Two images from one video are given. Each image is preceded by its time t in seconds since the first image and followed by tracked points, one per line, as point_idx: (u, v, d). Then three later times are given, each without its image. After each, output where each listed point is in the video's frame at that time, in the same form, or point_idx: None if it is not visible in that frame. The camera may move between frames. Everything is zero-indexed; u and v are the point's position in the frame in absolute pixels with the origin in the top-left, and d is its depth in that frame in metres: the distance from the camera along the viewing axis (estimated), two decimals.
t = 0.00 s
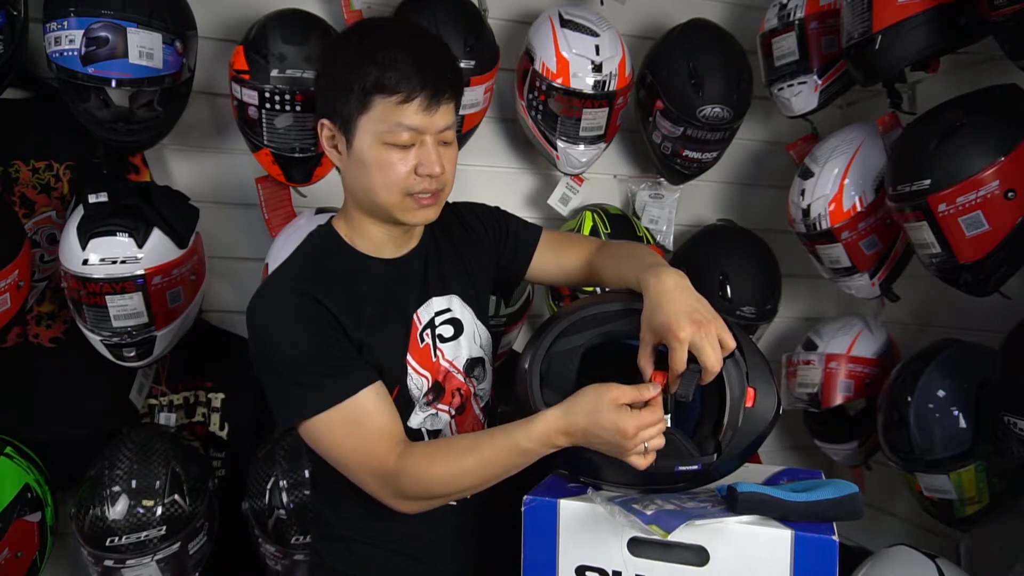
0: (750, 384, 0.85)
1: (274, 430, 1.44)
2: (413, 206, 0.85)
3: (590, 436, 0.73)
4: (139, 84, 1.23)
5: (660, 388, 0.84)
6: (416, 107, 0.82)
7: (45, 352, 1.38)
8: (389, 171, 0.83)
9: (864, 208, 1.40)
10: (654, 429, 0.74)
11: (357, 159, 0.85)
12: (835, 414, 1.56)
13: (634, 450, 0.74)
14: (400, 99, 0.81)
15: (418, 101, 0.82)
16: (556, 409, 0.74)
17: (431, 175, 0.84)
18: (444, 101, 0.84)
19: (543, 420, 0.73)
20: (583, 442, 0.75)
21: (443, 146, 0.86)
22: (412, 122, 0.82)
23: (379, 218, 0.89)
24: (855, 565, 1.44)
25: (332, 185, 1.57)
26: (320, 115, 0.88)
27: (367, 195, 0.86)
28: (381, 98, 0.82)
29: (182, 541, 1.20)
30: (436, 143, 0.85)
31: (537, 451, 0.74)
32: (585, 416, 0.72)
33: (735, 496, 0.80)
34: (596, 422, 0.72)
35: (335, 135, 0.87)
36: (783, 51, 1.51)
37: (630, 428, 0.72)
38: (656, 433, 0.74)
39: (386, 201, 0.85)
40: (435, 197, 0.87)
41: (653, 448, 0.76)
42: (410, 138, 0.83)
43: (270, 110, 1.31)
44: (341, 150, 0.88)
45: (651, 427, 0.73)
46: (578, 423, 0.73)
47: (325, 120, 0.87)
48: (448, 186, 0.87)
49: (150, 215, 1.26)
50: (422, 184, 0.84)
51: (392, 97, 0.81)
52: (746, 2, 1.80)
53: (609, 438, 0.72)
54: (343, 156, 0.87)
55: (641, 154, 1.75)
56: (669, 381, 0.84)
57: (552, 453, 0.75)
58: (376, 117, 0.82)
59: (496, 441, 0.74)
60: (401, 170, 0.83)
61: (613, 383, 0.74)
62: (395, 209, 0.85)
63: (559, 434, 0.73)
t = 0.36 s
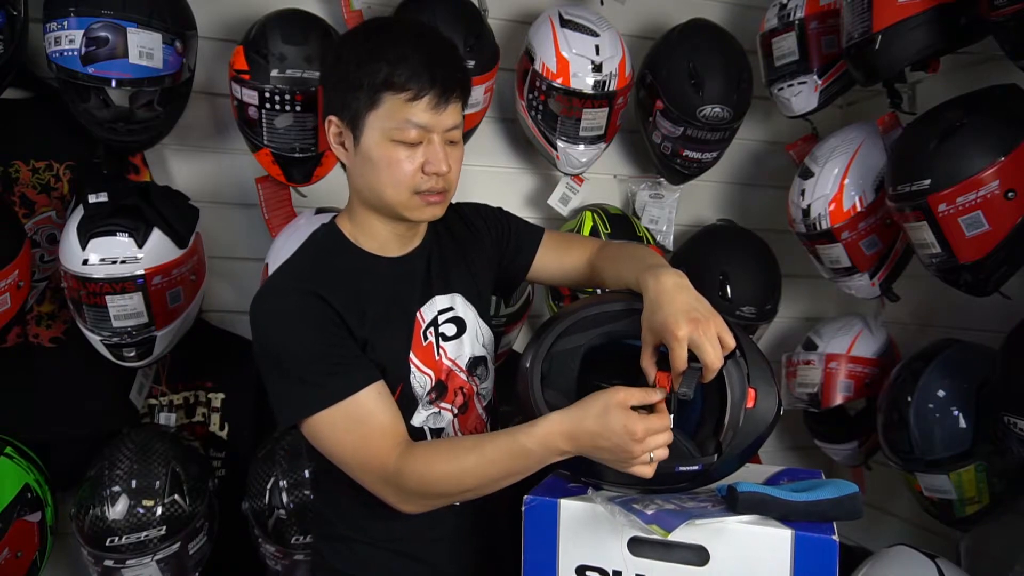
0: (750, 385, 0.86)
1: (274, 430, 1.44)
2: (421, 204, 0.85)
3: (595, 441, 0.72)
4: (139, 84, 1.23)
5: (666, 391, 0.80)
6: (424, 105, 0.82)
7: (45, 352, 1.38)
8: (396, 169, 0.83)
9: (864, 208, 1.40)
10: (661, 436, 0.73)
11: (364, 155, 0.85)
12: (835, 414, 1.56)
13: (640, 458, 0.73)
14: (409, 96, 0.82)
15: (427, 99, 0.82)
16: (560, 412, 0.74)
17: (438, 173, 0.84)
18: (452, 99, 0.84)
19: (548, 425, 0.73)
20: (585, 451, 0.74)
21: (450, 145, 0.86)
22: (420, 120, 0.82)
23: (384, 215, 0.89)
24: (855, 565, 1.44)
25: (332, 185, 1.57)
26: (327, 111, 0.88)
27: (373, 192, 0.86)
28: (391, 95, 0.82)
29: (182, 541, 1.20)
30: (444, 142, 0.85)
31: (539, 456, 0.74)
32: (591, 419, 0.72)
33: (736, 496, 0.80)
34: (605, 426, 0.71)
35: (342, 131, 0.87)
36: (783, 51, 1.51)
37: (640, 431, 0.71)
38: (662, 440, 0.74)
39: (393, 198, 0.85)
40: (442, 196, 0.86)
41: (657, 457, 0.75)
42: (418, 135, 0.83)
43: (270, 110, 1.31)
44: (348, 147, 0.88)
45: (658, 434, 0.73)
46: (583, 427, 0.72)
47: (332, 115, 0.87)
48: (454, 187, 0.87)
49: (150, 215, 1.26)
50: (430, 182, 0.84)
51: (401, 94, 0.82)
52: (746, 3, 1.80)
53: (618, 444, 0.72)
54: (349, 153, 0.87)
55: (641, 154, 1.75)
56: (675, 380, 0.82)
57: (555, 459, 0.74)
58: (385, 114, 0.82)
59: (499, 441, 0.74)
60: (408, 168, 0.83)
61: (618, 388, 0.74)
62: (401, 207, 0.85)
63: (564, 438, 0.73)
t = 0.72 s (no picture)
0: (752, 387, 0.85)
1: (274, 430, 1.44)
2: (413, 205, 0.85)
3: (594, 429, 0.72)
4: (139, 84, 1.23)
5: (666, 394, 0.81)
6: (409, 104, 0.82)
7: (45, 352, 1.38)
8: (387, 172, 0.83)
9: (864, 208, 1.40)
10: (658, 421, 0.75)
11: (355, 158, 0.85)
12: (835, 414, 1.56)
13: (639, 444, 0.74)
14: (393, 97, 0.81)
15: (411, 98, 0.82)
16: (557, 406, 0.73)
17: (429, 173, 0.84)
18: (440, 98, 0.84)
19: (545, 417, 0.72)
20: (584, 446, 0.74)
21: (439, 144, 0.86)
22: (407, 120, 0.82)
23: (379, 216, 0.89)
24: (855, 565, 1.44)
25: (332, 185, 1.57)
26: (319, 115, 0.89)
27: (367, 194, 0.86)
28: (376, 98, 0.82)
29: (182, 541, 1.20)
30: (433, 141, 0.84)
31: (535, 450, 0.73)
32: (593, 410, 0.72)
33: (736, 496, 0.80)
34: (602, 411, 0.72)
35: (334, 135, 0.88)
36: (783, 51, 1.51)
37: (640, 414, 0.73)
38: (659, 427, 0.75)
39: (385, 199, 0.85)
40: (435, 197, 0.86)
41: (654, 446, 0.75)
42: (405, 136, 0.82)
43: (270, 110, 1.31)
44: (340, 150, 0.88)
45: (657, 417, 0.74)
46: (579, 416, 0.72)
47: (323, 120, 0.88)
48: (446, 186, 0.87)
49: (150, 215, 1.26)
50: (422, 183, 0.84)
51: (385, 96, 0.81)
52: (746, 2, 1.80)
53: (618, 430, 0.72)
54: (341, 156, 0.88)
55: (641, 154, 1.75)
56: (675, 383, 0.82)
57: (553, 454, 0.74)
58: (370, 117, 0.82)
59: (495, 434, 0.74)
60: (398, 168, 0.83)
61: (615, 376, 0.75)
62: (396, 207, 0.85)
63: (559, 429, 0.72)
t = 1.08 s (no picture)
0: (753, 384, 0.85)
1: (274, 430, 1.44)
2: (405, 207, 0.85)
3: (586, 426, 0.73)
4: (139, 84, 1.23)
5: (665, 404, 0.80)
6: (401, 108, 0.82)
7: (45, 352, 1.38)
8: (381, 174, 0.83)
9: (864, 208, 1.40)
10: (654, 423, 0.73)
11: (349, 161, 0.85)
12: (835, 414, 1.56)
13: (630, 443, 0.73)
14: (385, 101, 0.81)
15: (403, 101, 0.82)
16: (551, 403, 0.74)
17: (422, 175, 0.84)
18: (429, 98, 0.83)
19: (539, 414, 0.73)
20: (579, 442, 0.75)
21: (434, 145, 0.86)
22: (399, 123, 0.82)
23: (375, 219, 0.89)
24: (855, 565, 1.44)
25: (332, 185, 1.57)
26: (312, 121, 0.88)
27: (361, 198, 0.86)
28: (366, 102, 0.82)
29: (182, 541, 1.20)
30: (426, 142, 0.84)
31: (530, 447, 0.74)
32: (581, 409, 0.73)
33: (736, 496, 0.80)
34: (592, 410, 0.72)
35: (328, 139, 0.88)
36: (783, 51, 1.51)
37: (626, 412, 0.72)
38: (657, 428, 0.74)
39: (379, 203, 0.85)
40: (430, 197, 0.86)
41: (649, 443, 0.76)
42: (398, 139, 0.82)
43: (270, 110, 1.31)
44: (335, 154, 0.88)
45: (650, 420, 0.73)
46: (573, 413, 0.73)
47: (316, 126, 0.88)
48: (441, 186, 0.87)
49: (150, 215, 1.26)
50: (415, 184, 0.84)
51: (376, 100, 0.81)
52: (746, 2, 1.80)
53: (605, 428, 0.72)
54: (336, 160, 0.88)
55: (641, 154, 1.75)
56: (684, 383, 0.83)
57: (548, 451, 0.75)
58: (362, 120, 0.82)
59: (491, 433, 0.74)
60: (392, 171, 0.83)
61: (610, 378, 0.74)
62: (388, 211, 0.85)
63: (554, 425, 0.73)
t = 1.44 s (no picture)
0: (753, 377, 0.85)
1: (274, 430, 1.44)
2: (417, 208, 0.86)
3: (590, 437, 0.72)
4: (139, 84, 1.23)
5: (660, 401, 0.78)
6: (416, 114, 0.81)
7: (45, 352, 1.38)
8: (391, 177, 0.83)
9: (864, 208, 1.40)
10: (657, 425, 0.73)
11: (359, 164, 0.85)
12: (836, 414, 1.56)
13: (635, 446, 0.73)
14: (400, 106, 0.81)
15: (418, 108, 0.81)
16: (554, 410, 0.73)
17: (433, 180, 0.84)
18: (445, 106, 0.84)
19: (542, 423, 0.73)
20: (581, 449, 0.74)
21: (443, 150, 0.86)
22: (413, 129, 0.82)
23: (379, 219, 0.89)
24: (854, 565, 1.44)
25: (332, 185, 1.57)
26: (321, 119, 0.88)
27: (368, 199, 0.86)
28: (382, 106, 0.81)
29: (182, 541, 1.20)
30: (437, 148, 0.84)
31: (534, 455, 0.74)
32: (582, 418, 0.72)
33: (736, 496, 0.80)
34: (594, 420, 0.71)
35: (336, 139, 0.87)
36: (783, 51, 1.51)
37: (631, 420, 0.71)
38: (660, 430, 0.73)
39: (388, 204, 0.85)
40: (438, 200, 0.87)
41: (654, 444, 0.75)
42: (411, 143, 0.82)
43: (270, 110, 1.31)
44: (342, 154, 0.88)
45: (653, 423, 0.73)
46: (575, 423, 0.72)
47: (326, 124, 0.87)
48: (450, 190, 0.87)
49: (150, 215, 1.26)
50: (425, 189, 0.85)
51: (392, 105, 0.81)
52: (746, 2, 1.80)
53: (608, 436, 0.72)
54: (343, 160, 0.87)
55: (641, 154, 1.75)
56: (680, 378, 0.84)
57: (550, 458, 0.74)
58: (376, 123, 0.82)
59: (493, 441, 0.74)
60: (403, 175, 0.83)
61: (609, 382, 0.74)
62: (397, 212, 0.85)
63: (558, 435, 0.72)
